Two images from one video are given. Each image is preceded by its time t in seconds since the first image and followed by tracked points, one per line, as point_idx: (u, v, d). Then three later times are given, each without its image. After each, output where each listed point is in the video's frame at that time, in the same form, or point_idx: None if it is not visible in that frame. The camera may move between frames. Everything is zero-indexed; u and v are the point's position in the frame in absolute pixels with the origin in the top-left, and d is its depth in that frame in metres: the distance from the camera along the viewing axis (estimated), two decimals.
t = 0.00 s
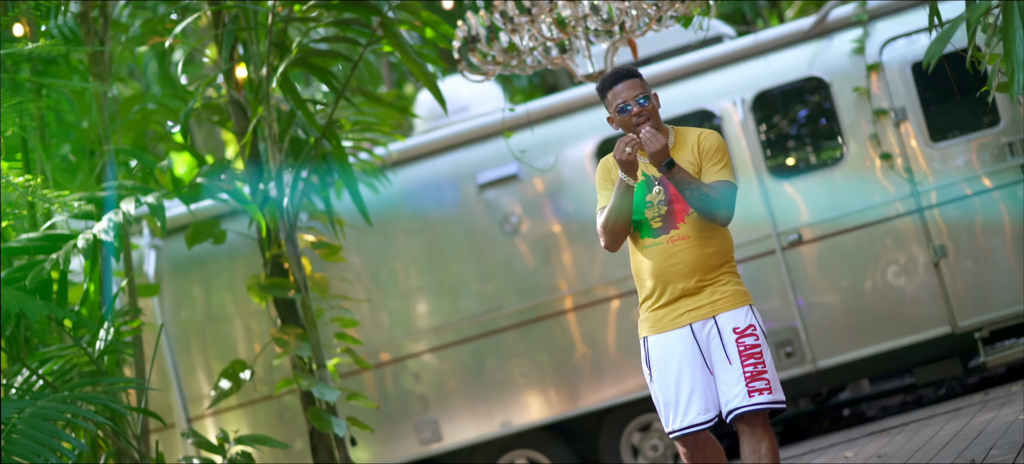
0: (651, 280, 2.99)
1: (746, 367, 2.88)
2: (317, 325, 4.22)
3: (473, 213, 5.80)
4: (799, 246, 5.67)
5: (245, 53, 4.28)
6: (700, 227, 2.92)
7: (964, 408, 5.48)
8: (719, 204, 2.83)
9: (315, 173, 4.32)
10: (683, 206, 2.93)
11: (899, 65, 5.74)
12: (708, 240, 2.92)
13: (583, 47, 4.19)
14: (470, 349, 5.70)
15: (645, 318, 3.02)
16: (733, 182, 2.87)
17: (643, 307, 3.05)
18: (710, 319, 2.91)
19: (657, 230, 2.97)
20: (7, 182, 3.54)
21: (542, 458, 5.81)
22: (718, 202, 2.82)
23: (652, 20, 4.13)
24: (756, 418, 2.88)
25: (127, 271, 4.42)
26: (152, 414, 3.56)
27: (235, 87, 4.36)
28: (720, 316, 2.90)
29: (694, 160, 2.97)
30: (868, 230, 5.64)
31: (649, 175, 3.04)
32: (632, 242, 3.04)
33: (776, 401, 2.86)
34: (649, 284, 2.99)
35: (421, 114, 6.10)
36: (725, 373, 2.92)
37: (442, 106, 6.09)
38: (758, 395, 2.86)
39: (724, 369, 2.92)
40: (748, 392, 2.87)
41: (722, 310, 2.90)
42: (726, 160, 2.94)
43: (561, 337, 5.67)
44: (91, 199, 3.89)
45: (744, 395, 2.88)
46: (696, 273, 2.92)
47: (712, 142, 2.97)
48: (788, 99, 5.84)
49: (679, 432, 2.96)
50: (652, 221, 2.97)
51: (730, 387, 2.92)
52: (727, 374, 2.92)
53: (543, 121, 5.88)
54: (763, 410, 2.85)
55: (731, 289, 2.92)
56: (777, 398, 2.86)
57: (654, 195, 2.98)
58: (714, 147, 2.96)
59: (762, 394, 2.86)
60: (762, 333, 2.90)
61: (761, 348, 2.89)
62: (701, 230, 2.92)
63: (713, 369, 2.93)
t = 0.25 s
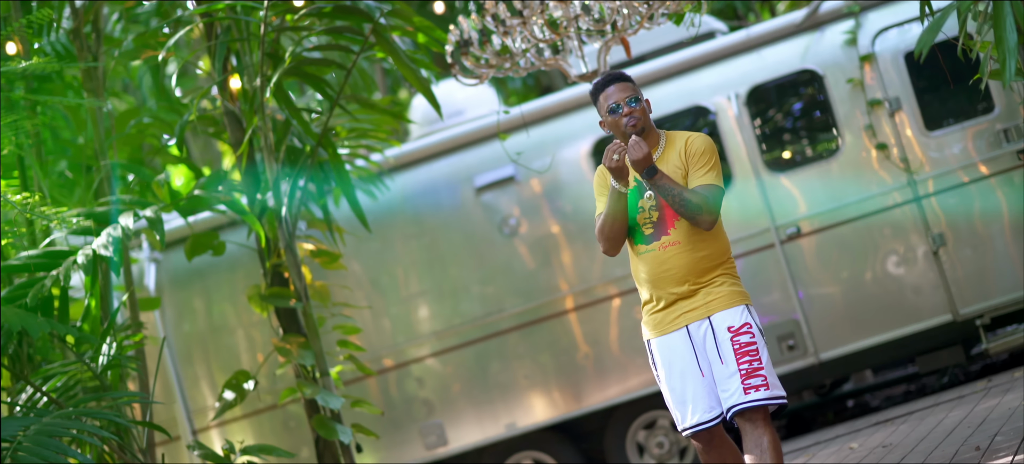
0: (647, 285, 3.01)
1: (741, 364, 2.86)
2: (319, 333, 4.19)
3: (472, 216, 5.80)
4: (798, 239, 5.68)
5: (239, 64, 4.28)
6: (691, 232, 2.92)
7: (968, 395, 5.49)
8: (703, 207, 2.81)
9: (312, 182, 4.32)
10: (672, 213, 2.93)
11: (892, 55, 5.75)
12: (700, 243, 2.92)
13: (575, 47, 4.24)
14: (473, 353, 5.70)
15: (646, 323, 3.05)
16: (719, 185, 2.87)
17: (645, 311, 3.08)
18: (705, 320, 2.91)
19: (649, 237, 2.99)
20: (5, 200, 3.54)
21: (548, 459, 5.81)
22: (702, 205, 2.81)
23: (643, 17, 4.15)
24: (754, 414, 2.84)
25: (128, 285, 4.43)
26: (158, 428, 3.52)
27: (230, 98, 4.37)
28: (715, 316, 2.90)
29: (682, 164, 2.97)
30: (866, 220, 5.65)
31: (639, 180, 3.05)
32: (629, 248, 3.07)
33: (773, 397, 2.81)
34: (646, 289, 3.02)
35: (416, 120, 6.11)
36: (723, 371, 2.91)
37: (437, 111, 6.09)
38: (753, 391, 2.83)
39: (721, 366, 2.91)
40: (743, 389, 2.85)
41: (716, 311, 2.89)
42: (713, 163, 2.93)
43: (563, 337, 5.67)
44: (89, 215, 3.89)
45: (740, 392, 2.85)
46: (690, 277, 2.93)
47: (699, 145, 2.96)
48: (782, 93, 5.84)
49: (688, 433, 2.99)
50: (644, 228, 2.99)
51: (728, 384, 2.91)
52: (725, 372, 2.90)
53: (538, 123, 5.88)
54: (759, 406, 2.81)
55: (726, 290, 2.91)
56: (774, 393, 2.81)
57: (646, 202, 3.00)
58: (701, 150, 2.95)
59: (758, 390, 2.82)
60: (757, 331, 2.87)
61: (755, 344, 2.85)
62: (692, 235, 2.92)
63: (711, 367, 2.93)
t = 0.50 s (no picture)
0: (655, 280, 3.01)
1: (744, 353, 2.83)
2: (323, 341, 4.20)
3: (471, 220, 5.80)
4: (798, 230, 5.68)
5: (233, 75, 4.28)
6: (697, 227, 2.92)
7: (973, 380, 5.49)
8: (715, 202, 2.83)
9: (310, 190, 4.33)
10: (679, 211, 2.93)
11: (884, 44, 5.76)
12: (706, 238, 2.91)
13: (568, 47, 4.24)
14: (477, 355, 5.70)
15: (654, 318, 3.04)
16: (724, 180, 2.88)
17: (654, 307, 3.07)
18: (711, 311, 2.89)
19: (656, 235, 2.98)
20: (5, 220, 3.54)
21: (556, 459, 5.81)
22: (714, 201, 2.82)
23: (635, 14, 4.13)
24: (758, 403, 2.80)
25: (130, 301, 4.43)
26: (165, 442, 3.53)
27: (225, 110, 4.38)
28: (720, 307, 2.88)
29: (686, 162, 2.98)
30: (865, 209, 5.66)
31: (643, 183, 3.04)
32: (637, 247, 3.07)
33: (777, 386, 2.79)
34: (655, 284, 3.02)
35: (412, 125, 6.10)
36: (726, 359, 2.88)
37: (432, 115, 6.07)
38: (758, 378, 2.79)
39: (724, 355, 2.87)
40: (747, 376, 2.81)
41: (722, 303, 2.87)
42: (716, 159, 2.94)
43: (566, 337, 5.67)
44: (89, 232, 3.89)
45: (743, 379, 2.82)
46: (696, 271, 2.92)
47: (701, 142, 2.97)
48: (776, 85, 5.85)
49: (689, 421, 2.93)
50: (651, 227, 2.99)
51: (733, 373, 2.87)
52: (728, 360, 2.87)
53: (534, 124, 5.89)
54: (763, 394, 2.78)
55: (732, 283, 2.90)
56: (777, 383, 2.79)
57: (651, 202, 3.00)
58: (702, 147, 2.97)
59: (761, 379, 2.79)
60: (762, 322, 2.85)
61: (759, 334, 2.83)
62: (699, 230, 2.91)
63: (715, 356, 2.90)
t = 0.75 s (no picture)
0: (668, 268, 3.04)
1: (757, 333, 2.88)
2: (328, 349, 4.19)
3: (472, 222, 5.81)
4: (799, 222, 5.69)
5: (230, 86, 4.29)
6: (708, 214, 2.95)
7: (979, 366, 5.49)
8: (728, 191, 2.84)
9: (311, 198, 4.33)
10: (689, 200, 2.97)
11: (879, 33, 5.77)
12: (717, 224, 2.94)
13: (563, 47, 4.25)
14: (482, 358, 5.71)
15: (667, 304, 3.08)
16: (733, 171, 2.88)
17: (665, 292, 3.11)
18: (724, 294, 2.94)
19: (667, 223, 3.00)
20: (7, 238, 3.55)
21: (565, 459, 5.81)
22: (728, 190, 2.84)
23: (630, 12, 4.17)
24: (774, 382, 2.85)
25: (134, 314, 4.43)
26: (174, 454, 3.54)
27: (223, 121, 4.38)
28: (733, 290, 2.92)
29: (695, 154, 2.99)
30: (865, 199, 5.66)
31: (651, 172, 3.07)
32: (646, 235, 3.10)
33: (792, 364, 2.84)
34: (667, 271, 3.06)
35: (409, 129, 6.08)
36: (741, 340, 2.92)
37: (429, 119, 6.07)
38: (774, 356, 2.84)
39: (740, 336, 2.92)
40: (762, 356, 2.87)
41: (734, 286, 2.92)
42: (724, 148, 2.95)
43: (571, 336, 5.68)
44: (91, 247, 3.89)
45: (758, 359, 2.87)
46: (708, 256, 2.96)
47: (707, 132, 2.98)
48: (772, 78, 5.85)
49: (706, 405, 2.98)
50: (662, 216, 3.01)
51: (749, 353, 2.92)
52: (743, 341, 2.91)
53: (531, 124, 5.90)
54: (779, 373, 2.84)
55: (745, 267, 2.94)
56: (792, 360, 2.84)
57: (661, 191, 3.03)
58: (709, 137, 2.97)
59: (776, 357, 2.85)
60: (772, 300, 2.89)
61: (770, 312, 2.88)
62: (710, 216, 2.95)
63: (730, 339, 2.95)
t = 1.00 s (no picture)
0: (690, 256, 3.18)
1: (795, 323, 3.09)
2: (336, 356, 4.20)
3: (474, 225, 5.81)
4: (801, 213, 5.68)
5: (228, 98, 4.30)
6: (732, 201, 3.13)
7: (986, 349, 5.49)
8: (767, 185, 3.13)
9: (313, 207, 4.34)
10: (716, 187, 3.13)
11: (874, 20, 5.77)
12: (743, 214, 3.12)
13: (560, 46, 4.23)
14: (490, 360, 5.71)
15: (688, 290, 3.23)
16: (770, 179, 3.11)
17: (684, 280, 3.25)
18: (754, 284, 3.13)
19: (691, 211, 3.15)
20: (11, 258, 3.56)
21: (576, 457, 5.81)
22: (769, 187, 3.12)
23: (624, 10, 4.16)
24: (815, 368, 3.13)
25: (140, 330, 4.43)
26: None
27: (222, 133, 4.38)
28: (762, 281, 3.13)
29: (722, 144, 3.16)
30: (866, 186, 5.66)
31: (670, 162, 3.21)
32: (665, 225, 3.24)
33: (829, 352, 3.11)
34: (687, 259, 3.20)
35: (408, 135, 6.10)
36: (773, 332, 3.14)
37: (428, 123, 6.09)
38: (809, 348, 3.09)
39: (771, 328, 3.13)
40: (799, 346, 3.10)
41: (762, 277, 3.13)
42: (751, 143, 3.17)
43: (578, 335, 5.68)
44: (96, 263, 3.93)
45: (795, 349, 3.11)
46: (733, 245, 3.14)
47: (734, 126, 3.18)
48: (769, 69, 5.85)
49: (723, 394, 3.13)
50: (684, 204, 3.16)
51: (781, 344, 3.14)
52: (776, 332, 3.13)
53: (530, 125, 5.91)
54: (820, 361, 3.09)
55: (767, 256, 3.15)
56: (827, 349, 3.10)
57: (682, 180, 3.17)
58: (735, 129, 3.17)
59: (812, 348, 3.09)
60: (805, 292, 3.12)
61: (807, 304, 3.10)
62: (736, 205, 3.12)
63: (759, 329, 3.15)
